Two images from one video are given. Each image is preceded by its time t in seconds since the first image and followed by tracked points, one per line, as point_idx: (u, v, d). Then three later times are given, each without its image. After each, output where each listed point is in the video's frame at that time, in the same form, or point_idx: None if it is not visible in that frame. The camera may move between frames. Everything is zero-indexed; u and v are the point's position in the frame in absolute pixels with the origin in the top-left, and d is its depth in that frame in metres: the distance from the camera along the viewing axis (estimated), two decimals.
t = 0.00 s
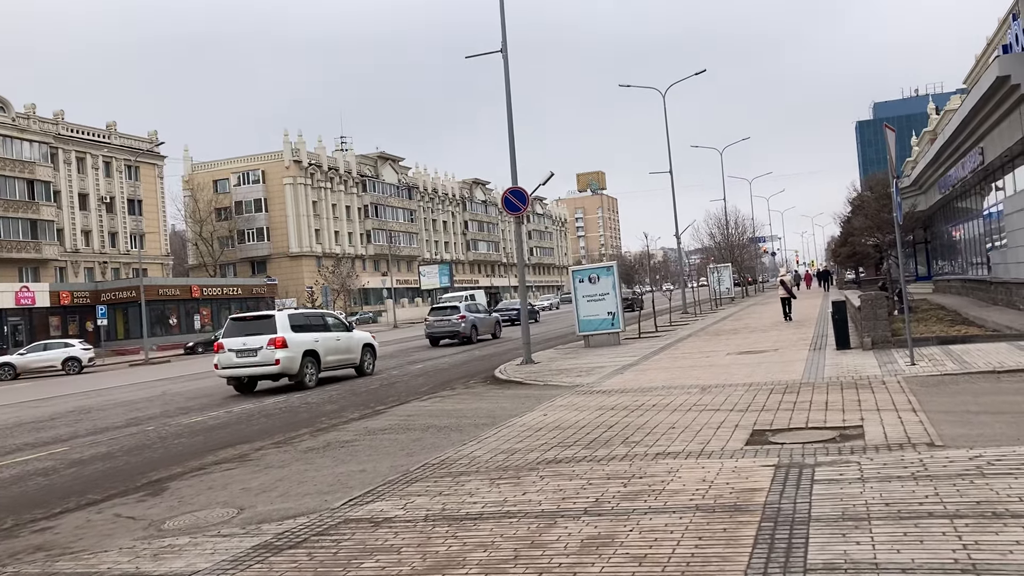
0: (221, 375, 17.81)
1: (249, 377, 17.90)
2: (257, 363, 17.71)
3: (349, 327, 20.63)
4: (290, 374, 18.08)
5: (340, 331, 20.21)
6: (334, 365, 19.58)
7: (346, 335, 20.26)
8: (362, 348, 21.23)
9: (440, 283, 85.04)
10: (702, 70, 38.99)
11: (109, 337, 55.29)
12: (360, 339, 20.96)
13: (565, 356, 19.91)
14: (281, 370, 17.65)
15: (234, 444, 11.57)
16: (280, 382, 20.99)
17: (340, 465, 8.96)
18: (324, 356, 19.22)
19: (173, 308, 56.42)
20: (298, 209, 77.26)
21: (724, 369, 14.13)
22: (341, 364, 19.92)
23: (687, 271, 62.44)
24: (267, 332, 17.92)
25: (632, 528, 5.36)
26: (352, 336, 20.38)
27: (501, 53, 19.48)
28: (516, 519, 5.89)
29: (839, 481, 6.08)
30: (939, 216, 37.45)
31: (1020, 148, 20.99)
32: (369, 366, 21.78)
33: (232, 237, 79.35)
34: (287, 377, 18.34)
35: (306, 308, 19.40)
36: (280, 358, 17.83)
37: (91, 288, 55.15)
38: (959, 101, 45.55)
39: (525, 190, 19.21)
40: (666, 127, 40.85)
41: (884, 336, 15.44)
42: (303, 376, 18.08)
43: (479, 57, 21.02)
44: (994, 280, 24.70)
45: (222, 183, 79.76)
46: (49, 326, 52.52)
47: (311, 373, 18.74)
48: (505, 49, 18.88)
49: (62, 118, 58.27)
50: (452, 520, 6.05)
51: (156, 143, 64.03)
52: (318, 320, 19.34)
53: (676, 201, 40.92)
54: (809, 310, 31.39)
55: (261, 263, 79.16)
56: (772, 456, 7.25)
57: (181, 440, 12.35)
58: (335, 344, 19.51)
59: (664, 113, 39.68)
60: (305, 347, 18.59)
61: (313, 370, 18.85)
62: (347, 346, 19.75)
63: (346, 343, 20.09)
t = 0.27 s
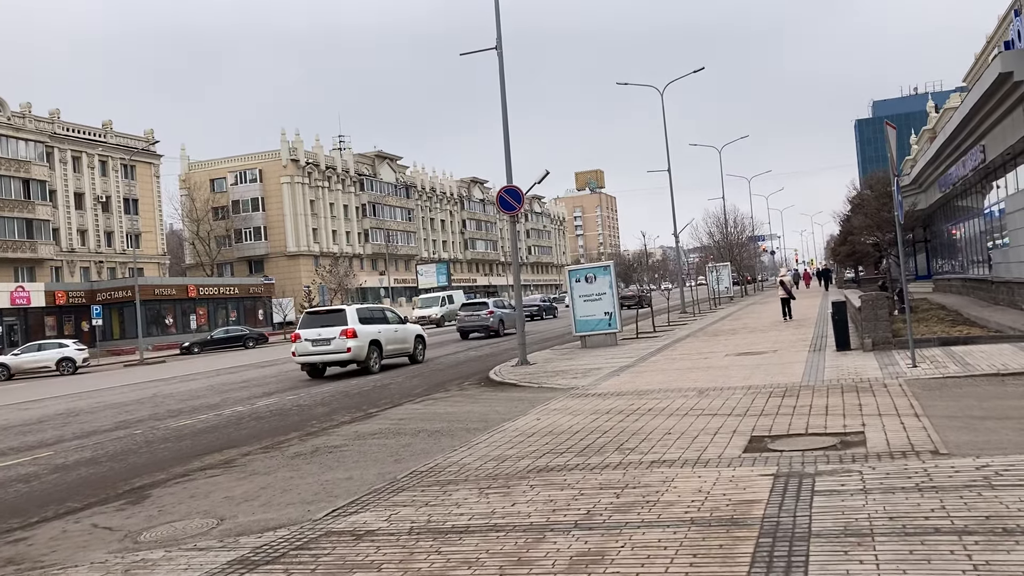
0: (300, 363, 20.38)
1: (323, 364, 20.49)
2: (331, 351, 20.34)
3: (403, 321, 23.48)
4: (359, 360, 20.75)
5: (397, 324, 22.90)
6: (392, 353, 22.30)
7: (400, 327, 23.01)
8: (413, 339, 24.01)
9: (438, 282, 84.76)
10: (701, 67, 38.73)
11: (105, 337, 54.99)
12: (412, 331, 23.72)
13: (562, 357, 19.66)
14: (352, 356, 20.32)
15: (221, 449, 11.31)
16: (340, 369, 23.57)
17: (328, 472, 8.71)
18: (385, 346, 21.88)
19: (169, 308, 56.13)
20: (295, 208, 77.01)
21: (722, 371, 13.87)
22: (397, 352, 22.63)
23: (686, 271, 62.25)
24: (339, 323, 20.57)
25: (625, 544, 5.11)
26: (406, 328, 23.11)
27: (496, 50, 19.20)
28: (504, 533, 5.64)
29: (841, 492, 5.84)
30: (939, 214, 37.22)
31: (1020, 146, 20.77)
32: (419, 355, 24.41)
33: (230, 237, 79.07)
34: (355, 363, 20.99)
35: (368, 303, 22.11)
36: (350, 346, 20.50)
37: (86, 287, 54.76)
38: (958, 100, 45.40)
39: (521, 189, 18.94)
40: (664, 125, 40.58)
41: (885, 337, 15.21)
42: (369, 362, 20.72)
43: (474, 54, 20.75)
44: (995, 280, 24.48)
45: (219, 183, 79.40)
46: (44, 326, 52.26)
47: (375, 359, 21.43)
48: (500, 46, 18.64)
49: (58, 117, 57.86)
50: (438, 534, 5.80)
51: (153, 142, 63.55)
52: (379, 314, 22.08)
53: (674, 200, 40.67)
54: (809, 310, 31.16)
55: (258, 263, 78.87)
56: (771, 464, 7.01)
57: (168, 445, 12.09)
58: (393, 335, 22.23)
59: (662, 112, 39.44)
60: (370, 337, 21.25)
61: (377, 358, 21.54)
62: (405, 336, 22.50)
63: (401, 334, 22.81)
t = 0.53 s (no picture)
0: (361, 352, 23.38)
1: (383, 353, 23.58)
2: (390, 341, 23.42)
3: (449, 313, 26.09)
4: (414, 350, 23.78)
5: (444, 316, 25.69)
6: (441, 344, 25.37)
7: (448, 321, 26.08)
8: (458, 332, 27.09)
9: (439, 282, 84.49)
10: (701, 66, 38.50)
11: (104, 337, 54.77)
12: (457, 325, 26.78)
13: (561, 358, 19.41)
14: (408, 346, 23.34)
15: (213, 452, 11.06)
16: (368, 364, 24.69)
17: (319, 476, 8.46)
18: (435, 337, 24.95)
19: (168, 308, 55.95)
20: (295, 208, 76.80)
21: (725, 373, 13.62)
22: (445, 343, 25.68)
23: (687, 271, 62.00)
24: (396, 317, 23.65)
25: (621, 555, 4.85)
26: (453, 322, 26.21)
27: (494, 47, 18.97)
28: (497, 542, 5.39)
29: (848, 500, 5.59)
30: (941, 214, 36.95)
31: None
32: (461, 346, 27.52)
33: (229, 237, 78.87)
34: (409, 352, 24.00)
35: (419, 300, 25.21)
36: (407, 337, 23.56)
37: (85, 288, 54.55)
38: (960, 99, 45.14)
39: (519, 188, 18.70)
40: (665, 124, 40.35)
41: (889, 338, 14.98)
42: (423, 351, 23.72)
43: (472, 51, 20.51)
44: (999, 280, 24.24)
45: (218, 183, 79.15)
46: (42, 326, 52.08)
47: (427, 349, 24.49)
48: (498, 43, 18.40)
49: (57, 118, 57.66)
50: (427, 543, 5.56)
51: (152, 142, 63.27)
52: (429, 309, 25.17)
53: (675, 200, 40.44)
54: (811, 310, 30.90)
55: (258, 263, 78.65)
56: (774, 469, 6.76)
57: (159, 448, 11.85)
58: (441, 327, 25.28)
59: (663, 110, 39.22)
60: (422, 329, 24.26)
61: (428, 347, 24.45)
62: (452, 328, 25.47)
63: (449, 327, 25.86)
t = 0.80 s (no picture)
0: (411, 346, 25.98)
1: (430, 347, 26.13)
2: (438, 336, 26.03)
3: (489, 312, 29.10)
4: (459, 344, 26.43)
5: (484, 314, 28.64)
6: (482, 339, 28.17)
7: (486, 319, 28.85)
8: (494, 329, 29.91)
9: (441, 285, 84.14)
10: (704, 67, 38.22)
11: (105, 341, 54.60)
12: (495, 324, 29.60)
13: (563, 362, 19.13)
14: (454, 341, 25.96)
15: (205, 458, 10.81)
16: (372, 367, 24.53)
17: (310, 486, 8.18)
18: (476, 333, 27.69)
19: (170, 312, 55.79)
20: (297, 211, 76.66)
21: (729, 377, 13.35)
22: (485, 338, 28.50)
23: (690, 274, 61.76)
24: (443, 315, 26.30)
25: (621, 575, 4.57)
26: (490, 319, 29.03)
27: (494, 47, 18.70)
28: (491, 559, 5.12)
29: (859, 513, 5.31)
30: (947, 215, 36.61)
31: None
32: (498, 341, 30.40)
33: (231, 240, 78.80)
34: (454, 347, 26.71)
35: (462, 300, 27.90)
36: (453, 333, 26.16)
37: (86, 291, 54.41)
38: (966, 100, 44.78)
39: (520, 188, 18.46)
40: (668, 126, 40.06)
41: (897, 341, 14.71)
42: (466, 345, 26.36)
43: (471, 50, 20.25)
44: (1007, 282, 23.91)
45: (220, 186, 79.00)
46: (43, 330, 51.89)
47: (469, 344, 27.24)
48: (499, 43, 18.15)
49: (58, 121, 57.54)
50: (417, 561, 5.26)
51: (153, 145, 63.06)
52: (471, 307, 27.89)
53: (678, 202, 40.14)
54: (816, 312, 30.57)
55: (260, 266, 78.48)
56: (781, 480, 6.48)
57: (151, 454, 11.59)
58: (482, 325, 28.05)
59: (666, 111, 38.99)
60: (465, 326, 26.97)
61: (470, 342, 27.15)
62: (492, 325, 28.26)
63: (487, 325, 28.61)
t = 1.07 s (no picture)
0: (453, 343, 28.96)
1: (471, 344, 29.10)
2: (478, 334, 28.99)
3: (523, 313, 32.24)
4: (496, 341, 29.38)
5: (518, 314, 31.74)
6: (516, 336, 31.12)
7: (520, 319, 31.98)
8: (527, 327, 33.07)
9: (444, 290, 83.89)
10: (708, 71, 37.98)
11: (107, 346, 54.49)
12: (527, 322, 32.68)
13: (564, 367, 18.89)
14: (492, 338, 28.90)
15: (198, 467, 10.59)
16: (373, 374, 24.33)
17: (301, 497, 7.96)
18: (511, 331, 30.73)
19: (172, 317, 55.69)
20: (300, 216, 76.57)
21: (733, 383, 13.10)
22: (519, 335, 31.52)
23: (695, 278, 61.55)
24: (482, 315, 29.31)
25: None
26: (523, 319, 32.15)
27: (495, 49, 18.51)
28: None
29: (867, 530, 5.06)
30: (953, 219, 36.30)
31: None
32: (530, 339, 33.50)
33: (234, 245, 78.75)
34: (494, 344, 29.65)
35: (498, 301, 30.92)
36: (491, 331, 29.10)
37: (88, 296, 54.34)
38: (970, 103, 44.49)
39: (521, 192, 18.28)
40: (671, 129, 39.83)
41: (904, 347, 14.46)
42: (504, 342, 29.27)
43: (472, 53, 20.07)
44: (1014, 286, 23.62)
45: (223, 191, 78.99)
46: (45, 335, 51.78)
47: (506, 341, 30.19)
48: (499, 45, 17.96)
49: (61, 126, 57.51)
50: None
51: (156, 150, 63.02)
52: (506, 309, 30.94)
53: (682, 206, 39.90)
54: (821, 317, 30.26)
55: (263, 271, 78.38)
56: (785, 493, 6.24)
57: (144, 463, 11.39)
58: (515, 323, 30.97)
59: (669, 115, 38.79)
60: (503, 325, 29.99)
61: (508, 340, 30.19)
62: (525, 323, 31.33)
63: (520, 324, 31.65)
